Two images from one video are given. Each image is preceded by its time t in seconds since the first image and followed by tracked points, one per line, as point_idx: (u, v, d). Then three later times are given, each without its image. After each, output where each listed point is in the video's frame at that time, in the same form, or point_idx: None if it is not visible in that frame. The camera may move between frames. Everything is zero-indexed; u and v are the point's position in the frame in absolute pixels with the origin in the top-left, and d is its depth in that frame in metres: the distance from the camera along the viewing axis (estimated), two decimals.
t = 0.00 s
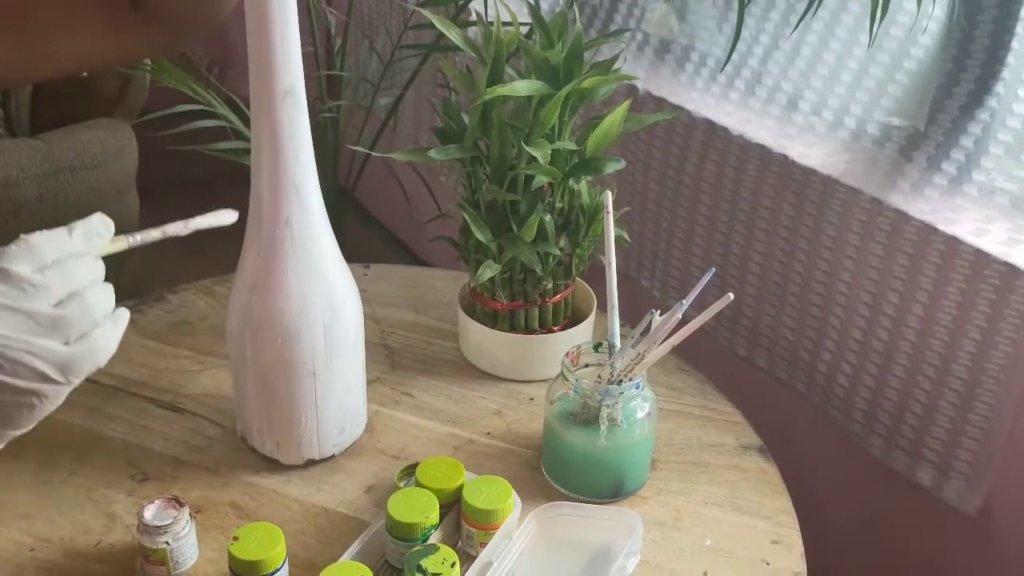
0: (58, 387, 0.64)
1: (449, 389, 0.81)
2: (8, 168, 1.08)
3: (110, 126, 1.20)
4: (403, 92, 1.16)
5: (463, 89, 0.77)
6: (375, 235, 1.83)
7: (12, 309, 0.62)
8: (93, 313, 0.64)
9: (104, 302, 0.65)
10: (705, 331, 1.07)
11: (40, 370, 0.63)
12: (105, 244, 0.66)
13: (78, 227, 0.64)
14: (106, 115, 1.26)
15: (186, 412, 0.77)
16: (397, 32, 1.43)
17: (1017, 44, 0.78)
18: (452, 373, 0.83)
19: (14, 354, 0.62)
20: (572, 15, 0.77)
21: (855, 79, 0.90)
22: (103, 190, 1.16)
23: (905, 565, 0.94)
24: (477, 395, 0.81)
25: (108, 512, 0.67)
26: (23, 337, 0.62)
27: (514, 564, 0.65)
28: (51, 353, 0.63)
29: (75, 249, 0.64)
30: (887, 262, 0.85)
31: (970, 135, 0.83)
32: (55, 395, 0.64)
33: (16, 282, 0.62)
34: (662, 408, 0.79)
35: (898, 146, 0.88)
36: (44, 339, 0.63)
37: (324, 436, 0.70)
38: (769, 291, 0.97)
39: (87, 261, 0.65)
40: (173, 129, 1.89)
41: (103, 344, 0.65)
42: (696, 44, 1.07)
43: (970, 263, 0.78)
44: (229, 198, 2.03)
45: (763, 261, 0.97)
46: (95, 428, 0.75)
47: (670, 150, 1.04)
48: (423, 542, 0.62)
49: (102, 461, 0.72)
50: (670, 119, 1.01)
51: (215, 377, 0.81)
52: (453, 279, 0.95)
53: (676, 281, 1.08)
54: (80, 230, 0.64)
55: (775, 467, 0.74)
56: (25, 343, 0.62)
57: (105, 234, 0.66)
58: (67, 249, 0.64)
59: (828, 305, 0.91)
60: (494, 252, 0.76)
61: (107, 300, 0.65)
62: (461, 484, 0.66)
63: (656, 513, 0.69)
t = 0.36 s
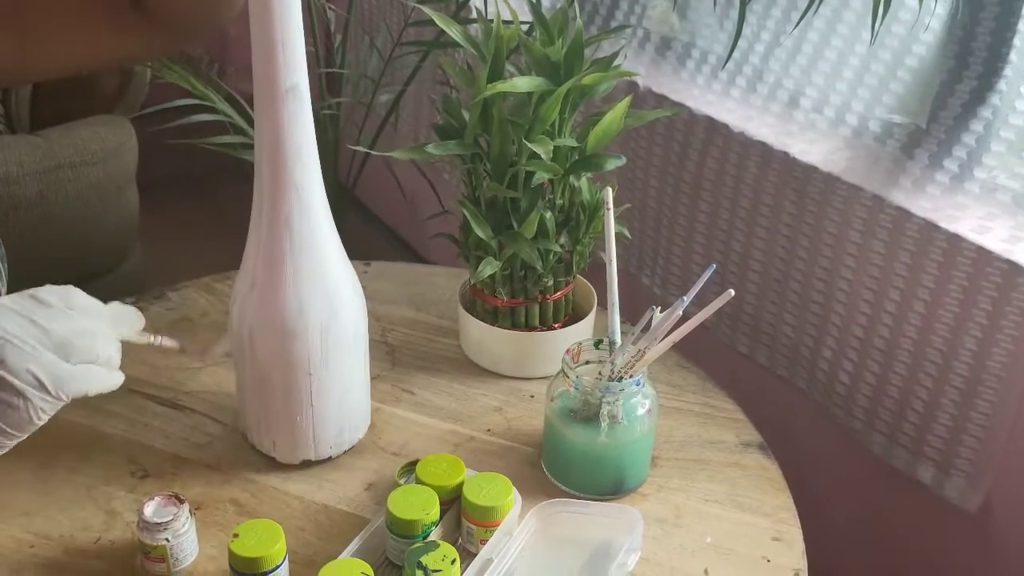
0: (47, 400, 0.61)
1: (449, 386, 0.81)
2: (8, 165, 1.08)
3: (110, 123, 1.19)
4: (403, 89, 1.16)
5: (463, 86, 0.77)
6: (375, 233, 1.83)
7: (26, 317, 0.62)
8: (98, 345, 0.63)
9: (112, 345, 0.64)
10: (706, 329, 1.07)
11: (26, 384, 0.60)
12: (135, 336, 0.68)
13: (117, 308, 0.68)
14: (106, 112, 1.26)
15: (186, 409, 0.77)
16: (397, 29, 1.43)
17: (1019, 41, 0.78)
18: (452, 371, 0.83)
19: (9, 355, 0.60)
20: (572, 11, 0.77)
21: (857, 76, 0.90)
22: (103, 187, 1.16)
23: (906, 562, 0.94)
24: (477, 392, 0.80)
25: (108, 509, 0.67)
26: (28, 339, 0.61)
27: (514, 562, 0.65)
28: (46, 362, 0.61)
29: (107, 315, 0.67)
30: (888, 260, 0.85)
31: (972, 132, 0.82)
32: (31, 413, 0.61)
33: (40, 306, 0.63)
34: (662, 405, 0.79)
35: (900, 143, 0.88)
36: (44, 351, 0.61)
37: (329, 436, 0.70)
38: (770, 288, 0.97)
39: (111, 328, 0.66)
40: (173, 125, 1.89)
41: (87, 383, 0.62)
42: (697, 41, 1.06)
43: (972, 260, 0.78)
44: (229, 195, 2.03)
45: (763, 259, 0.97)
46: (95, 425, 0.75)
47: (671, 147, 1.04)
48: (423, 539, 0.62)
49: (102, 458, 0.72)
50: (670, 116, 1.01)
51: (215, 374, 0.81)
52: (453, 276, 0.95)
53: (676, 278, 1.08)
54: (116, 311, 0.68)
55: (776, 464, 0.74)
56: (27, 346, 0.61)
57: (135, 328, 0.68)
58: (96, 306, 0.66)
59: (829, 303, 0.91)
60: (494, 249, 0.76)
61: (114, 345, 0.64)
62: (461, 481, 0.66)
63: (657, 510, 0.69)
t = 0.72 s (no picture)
0: (76, 313, 0.60)
1: (451, 386, 0.81)
2: (11, 164, 1.07)
3: (112, 121, 1.19)
4: (404, 88, 1.16)
5: (465, 85, 0.77)
6: (376, 232, 1.83)
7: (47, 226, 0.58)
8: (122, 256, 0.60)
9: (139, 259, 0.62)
10: (707, 328, 1.07)
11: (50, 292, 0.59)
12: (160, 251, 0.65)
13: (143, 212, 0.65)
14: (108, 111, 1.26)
15: (187, 408, 0.77)
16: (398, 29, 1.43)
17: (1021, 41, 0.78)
18: (454, 370, 0.83)
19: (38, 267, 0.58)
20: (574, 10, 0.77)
21: (859, 75, 0.90)
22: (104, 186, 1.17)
23: (907, 561, 0.94)
24: (478, 392, 0.80)
25: (110, 509, 0.67)
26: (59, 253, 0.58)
27: (516, 561, 0.65)
28: (76, 275, 0.59)
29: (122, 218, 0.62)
30: (889, 259, 0.85)
31: (974, 132, 0.82)
32: (62, 323, 0.60)
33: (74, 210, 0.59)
34: (662, 404, 0.79)
35: (902, 143, 0.88)
36: (75, 263, 0.59)
37: (334, 446, 0.69)
38: (771, 288, 0.97)
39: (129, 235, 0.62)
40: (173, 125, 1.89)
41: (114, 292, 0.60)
42: (699, 41, 1.06)
43: (973, 260, 0.78)
44: (230, 194, 2.04)
45: (765, 258, 0.97)
46: (96, 424, 0.75)
47: (672, 146, 1.04)
48: (425, 538, 0.62)
49: (103, 457, 0.72)
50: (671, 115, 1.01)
51: (216, 373, 0.81)
52: (454, 276, 0.95)
53: (677, 277, 1.08)
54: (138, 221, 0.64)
55: (777, 463, 0.74)
56: (56, 258, 0.58)
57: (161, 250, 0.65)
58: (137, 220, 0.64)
59: (830, 303, 0.91)
60: (495, 249, 0.76)
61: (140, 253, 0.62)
62: (462, 480, 0.66)
63: (658, 510, 0.69)
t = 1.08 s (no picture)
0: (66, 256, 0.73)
1: (453, 392, 0.81)
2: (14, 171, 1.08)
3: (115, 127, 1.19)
4: (406, 95, 1.16)
5: (466, 91, 0.77)
6: (378, 238, 1.84)
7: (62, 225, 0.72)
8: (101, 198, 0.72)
9: (121, 194, 0.73)
10: (708, 334, 1.07)
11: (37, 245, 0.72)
12: (146, 186, 0.77)
13: (134, 152, 0.75)
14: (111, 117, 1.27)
15: (189, 414, 0.77)
16: (400, 36, 1.44)
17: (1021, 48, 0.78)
18: (455, 375, 0.83)
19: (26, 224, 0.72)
20: (575, 17, 0.78)
21: (859, 82, 0.90)
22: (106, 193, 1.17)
23: (908, 567, 0.94)
24: (480, 397, 0.81)
25: (112, 514, 0.67)
26: (82, 222, 0.71)
27: (517, 566, 0.65)
28: (56, 221, 0.72)
29: (114, 162, 0.74)
30: (890, 265, 0.85)
31: (974, 139, 0.83)
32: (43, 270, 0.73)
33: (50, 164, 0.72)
34: (663, 410, 0.79)
35: (902, 149, 0.88)
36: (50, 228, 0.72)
37: (336, 454, 0.69)
38: (772, 294, 0.97)
39: (99, 206, 0.72)
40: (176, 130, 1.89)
41: (113, 230, 0.72)
42: (700, 47, 1.07)
43: (974, 265, 0.78)
44: (232, 199, 2.04)
45: (766, 264, 0.97)
46: (99, 430, 0.75)
47: (673, 152, 1.04)
48: (426, 544, 0.62)
49: (105, 462, 0.72)
50: (672, 121, 1.01)
51: (218, 379, 0.81)
52: (456, 281, 0.96)
53: (678, 283, 1.09)
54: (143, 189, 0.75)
55: (778, 469, 0.74)
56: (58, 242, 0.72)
57: (153, 192, 0.76)
58: (121, 159, 0.74)
59: (832, 309, 0.91)
60: (497, 254, 0.76)
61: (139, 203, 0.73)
62: (463, 486, 0.67)
63: (659, 516, 0.69)
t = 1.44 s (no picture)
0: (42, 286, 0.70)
1: (452, 405, 0.82)
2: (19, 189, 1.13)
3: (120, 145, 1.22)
4: (406, 111, 1.17)
5: (466, 108, 0.78)
6: (379, 252, 1.85)
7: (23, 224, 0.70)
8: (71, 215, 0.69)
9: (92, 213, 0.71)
10: (707, 347, 1.07)
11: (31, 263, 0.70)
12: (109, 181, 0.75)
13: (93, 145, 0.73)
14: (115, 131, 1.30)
15: (192, 428, 0.78)
16: (401, 52, 1.45)
17: (1014, 64, 0.79)
18: (455, 389, 0.84)
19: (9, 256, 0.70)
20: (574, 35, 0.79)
21: (855, 97, 0.91)
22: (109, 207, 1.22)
23: None
24: (479, 411, 0.81)
25: (114, 528, 0.68)
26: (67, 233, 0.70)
27: None
28: (33, 253, 0.70)
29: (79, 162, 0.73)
30: (887, 278, 0.85)
31: (969, 154, 0.83)
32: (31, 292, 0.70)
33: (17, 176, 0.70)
34: (662, 423, 0.80)
35: (898, 164, 0.89)
36: (20, 241, 0.70)
37: (336, 469, 0.70)
38: (770, 308, 0.98)
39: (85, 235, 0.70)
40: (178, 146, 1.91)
41: (89, 254, 0.71)
42: (698, 62, 1.07)
43: (970, 279, 0.79)
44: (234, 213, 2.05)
45: (764, 278, 0.98)
46: (101, 444, 0.76)
47: (672, 167, 1.05)
48: (426, 558, 0.63)
49: (108, 476, 0.73)
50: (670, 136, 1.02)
51: (219, 394, 0.82)
52: (457, 295, 0.96)
53: (677, 297, 1.09)
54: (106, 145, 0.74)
55: (776, 482, 0.74)
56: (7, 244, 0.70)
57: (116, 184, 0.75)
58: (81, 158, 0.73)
59: (830, 322, 0.92)
60: (496, 269, 0.77)
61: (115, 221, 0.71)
62: (463, 500, 0.67)
63: (658, 529, 0.69)
